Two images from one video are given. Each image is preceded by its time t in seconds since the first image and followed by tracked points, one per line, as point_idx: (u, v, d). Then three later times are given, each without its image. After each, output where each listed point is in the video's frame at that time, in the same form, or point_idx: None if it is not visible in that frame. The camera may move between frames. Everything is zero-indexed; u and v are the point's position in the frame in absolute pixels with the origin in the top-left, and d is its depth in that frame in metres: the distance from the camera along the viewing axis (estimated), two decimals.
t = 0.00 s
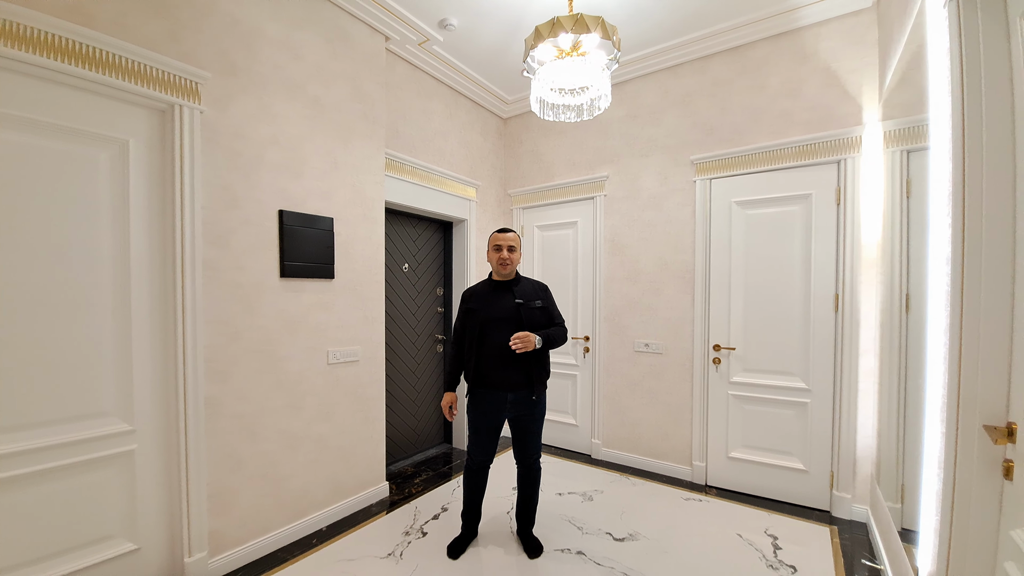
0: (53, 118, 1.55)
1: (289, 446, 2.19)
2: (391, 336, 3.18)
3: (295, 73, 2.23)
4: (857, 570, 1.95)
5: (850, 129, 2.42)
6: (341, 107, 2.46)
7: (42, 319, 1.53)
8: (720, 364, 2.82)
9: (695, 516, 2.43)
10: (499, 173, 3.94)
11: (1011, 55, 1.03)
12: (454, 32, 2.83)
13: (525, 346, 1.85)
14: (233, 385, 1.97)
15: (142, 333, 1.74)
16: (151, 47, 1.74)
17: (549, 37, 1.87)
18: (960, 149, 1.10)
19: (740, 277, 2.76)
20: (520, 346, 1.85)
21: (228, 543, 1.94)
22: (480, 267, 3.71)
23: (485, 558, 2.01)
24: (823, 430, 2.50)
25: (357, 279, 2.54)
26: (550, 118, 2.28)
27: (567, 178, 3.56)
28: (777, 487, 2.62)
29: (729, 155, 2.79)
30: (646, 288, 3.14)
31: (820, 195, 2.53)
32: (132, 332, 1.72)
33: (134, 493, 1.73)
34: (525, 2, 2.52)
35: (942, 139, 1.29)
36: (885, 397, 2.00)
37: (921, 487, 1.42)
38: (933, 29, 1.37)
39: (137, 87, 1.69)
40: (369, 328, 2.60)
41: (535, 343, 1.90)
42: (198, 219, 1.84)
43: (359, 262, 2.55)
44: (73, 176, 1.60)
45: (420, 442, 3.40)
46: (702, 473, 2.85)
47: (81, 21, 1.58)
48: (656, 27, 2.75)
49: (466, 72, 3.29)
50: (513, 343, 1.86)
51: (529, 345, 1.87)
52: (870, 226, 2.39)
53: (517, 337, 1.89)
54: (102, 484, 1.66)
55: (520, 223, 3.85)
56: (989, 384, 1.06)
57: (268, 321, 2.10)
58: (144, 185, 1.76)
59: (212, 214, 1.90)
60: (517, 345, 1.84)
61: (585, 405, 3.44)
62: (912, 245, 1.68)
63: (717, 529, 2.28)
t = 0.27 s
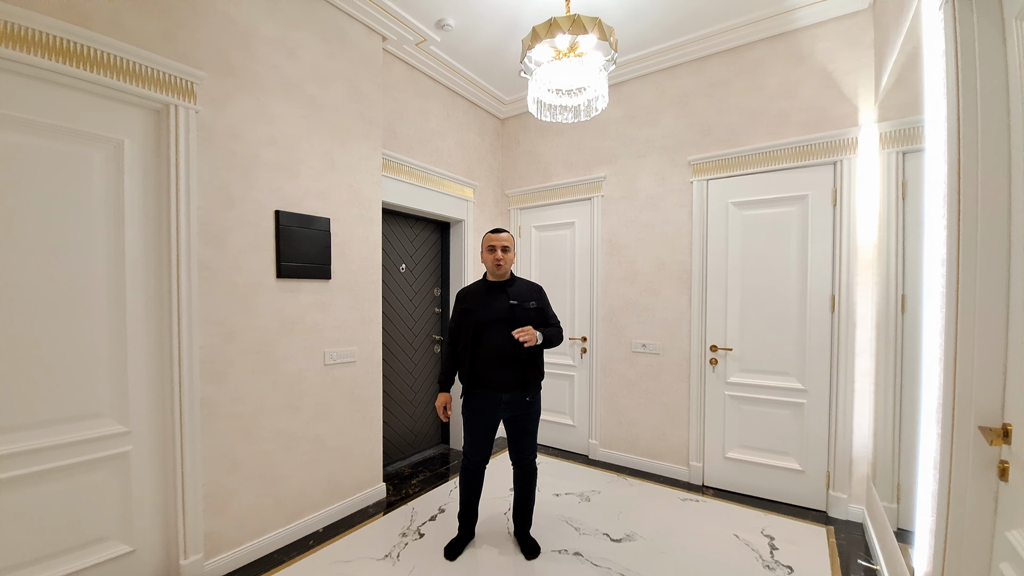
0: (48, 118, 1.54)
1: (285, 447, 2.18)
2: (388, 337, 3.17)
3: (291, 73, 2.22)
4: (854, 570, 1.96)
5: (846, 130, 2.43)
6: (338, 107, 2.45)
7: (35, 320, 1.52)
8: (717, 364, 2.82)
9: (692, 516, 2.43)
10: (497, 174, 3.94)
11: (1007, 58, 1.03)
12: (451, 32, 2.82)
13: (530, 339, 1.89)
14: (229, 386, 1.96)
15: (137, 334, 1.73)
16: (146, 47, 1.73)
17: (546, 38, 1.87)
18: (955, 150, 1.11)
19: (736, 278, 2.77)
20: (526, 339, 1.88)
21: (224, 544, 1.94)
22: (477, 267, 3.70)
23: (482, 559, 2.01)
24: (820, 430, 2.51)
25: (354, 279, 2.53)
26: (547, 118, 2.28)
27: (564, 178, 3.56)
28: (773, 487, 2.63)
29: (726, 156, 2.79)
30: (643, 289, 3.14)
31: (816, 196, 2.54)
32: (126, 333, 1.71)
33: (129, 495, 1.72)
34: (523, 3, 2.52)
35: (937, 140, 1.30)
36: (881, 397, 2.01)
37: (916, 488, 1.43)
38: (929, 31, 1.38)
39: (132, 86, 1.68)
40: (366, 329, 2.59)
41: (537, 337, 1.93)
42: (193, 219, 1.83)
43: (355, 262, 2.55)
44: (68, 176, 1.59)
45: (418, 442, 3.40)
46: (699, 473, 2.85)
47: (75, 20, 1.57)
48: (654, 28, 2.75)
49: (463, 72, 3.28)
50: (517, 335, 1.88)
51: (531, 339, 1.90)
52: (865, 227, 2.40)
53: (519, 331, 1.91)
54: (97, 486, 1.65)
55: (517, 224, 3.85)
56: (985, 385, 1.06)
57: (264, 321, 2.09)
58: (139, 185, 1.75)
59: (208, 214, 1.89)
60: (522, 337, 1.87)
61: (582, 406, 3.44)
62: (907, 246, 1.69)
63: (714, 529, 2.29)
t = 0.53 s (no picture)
0: (45, 118, 1.53)
1: (284, 448, 2.17)
2: (387, 337, 3.17)
3: (289, 72, 2.21)
4: (850, 569, 1.97)
5: (843, 131, 2.44)
6: (336, 107, 2.44)
7: (31, 321, 1.51)
8: (715, 364, 2.83)
9: (690, 516, 2.44)
10: (495, 174, 3.93)
11: (1004, 61, 1.04)
12: (450, 32, 2.82)
13: (528, 327, 1.90)
14: (226, 387, 1.95)
15: (134, 335, 1.72)
16: (144, 47, 1.72)
17: (545, 38, 1.88)
18: (952, 152, 1.12)
19: (734, 278, 2.78)
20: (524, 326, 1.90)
21: (221, 546, 1.93)
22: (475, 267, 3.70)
23: (481, 559, 2.01)
24: (817, 430, 2.52)
25: (353, 280, 2.53)
26: (546, 119, 2.26)
27: (562, 178, 3.56)
28: (770, 487, 2.64)
29: (724, 156, 2.80)
30: (641, 289, 3.15)
31: (814, 197, 2.55)
32: (123, 334, 1.70)
33: (126, 496, 1.71)
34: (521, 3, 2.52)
35: (934, 142, 1.30)
36: (877, 397, 2.03)
37: (911, 487, 1.44)
38: (927, 33, 1.39)
39: (128, 86, 1.67)
40: (364, 329, 2.59)
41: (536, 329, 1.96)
42: (190, 219, 1.82)
43: (354, 263, 2.54)
44: (65, 176, 1.58)
45: (416, 443, 3.40)
46: (697, 473, 2.86)
47: (72, 20, 1.56)
48: (652, 29, 2.76)
49: (462, 72, 3.28)
50: (517, 323, 1.91)
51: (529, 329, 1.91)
52: (862, 228, 2.41)
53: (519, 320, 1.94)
54: (94, 487, 1.64)
55: (516, 224, 3.85)
56: (981, 386, 1.07)
57: (262, 322, 2.08)
58: (136, 185, 1.74)
59: (205, 214, 1.88)
60: (521, 323, 1.89)
61: (580, 406, 3.44)
62: (904, 247, 1.70)
63: (712, 529, 2.29)
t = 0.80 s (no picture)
0: (43, 117, 1.52)
1: (283, 449, 2.17)
2: (386, 337, 3.17)
3: (289, 72, 2.21)
4: (850, 570, 1.97)
5: (842, 132, 2.45)
6: (335, 107, 2.44)
7: (29, 321, 1.50)
8: (715, 365, 2.84)
9: (689, 516, 2.44)
10: (495, 174, 3.93)
11: (1004, 63, 1.04)
12: (450, 32, 2.82)
13: (517, 357, 1.87)
14: (225, 387, 1.95)
15: (133, 335, 1.72)
16: (143, 46, 1.72)
17: (546, 39, 1.88)
18: (952, 154, 1.12)
19: (734, 279, 2.78)
20: (513, 358, 1.88)
21: (220, 547, 1.92)
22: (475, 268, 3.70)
23: (481, 560, 2.01)
24: (816, 431, 2.52)
25: (352, 280, 2.52)
26: (546, 120, 2.27)
27: (562, 179, 3.56)
28: (769, 487, 2.65)
29: (723, 157, 2.80)
30: (641, 289, 3.15)
31: (813, 198, 2.55)
32: (122, 335, 1.69)
33: (125, 497, 1.70)
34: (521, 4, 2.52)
35: (934, 144, 1.31)
36: (876, 398, 2.03)
37: (911, 489, 1.45)
38: (927, 34, 1.39)
39: (127, 85, 1.67)
40: (363, 329, 2.59)
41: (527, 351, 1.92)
42: (190, 219, 1.81)
43: (353, 263, 2.54)
44: (63, 176, 1.57)
45: (415, 443, 3.40)
46: (696, 473, 2.87)
47: (71, 19, 1.55)
48: (652, 29, 2.76)
49: (461, 72, 3.28)
50: (504, 355, 1.88)
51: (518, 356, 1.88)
52: (861, 229, 2.42)
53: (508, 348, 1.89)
54: (93, 488, 1.64)
55: (515, 224, 3.84)
56: (981, 387, 1.07)
57: (261, 322, 2.08)
58: (134, 185, 1.73)
59: (204, 214, 1.88)
60: (509, 357, 1.86)
61: (580, 406, 3.44)
62: (904, 248, 1.70)
63: (711, 529, 2.30)
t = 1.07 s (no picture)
0: (42, 117, 1.52)
1: (282, 449, 2.17)
2: (386, 338, 3.17)
3: (289, 72, 2.21)
4: (849, 569, 1.97)
5: (841, 133, 2.45)
6: (335, 107, 2.44)
7: (28, 322, 1.50)
8: (714, 365, 2.84)
9: (689, 516, 2.44)
10: (494, 174, 3.93)
11: (1003, 64, 1.04)
12: (449, 33, 2.82)
13: (518, 355, 1.86)
14: (225, 387, 1.95)
15: (133, 335, 1.72)
16: (142, 46, 1.72)
17: (546, 40, 1.88)
18: (951, 154, 1.12)
19: (733, 279, 2.78)
20: (513, 356, 1.86)
21: (220, 547, 1.92)
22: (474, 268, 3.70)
23: (481, 560, 2.01)
24: (815, 430, 2.53)
25: (351, 280, 2.52)
26: (546, 120, 2.27)
27: (561, 179, 3.56)
28: (769, 487, 2.65)
29: (722, 158, 2.81)
30: (640, 289, 3.15)
31: (812, 198, 2.56)
32: (122, 335, 1.69)
33: (125, 497, 1.70)
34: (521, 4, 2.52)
35: (933, 144, 1.31)
36: (875, 398, 2.03)
37: (911, 489, 1.45)
38: (925, 35, 1.39)
39: (127, 86, 1.67)
40: (363, 330, 2.58)
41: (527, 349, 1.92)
42: (189, 219, 1.81)
43: (353, 263, 2.54)
44: (63, 176, 1.57)
45: (415, 443, 3.40)
46: (696, 474, 2.87)
47: (70, 19, 1.55)
48: (652, 30, 2.76)
49: (461, 73, 3.28)
50: (505, 353, 1.87)
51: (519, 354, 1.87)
52: (861, 229, 2.42)
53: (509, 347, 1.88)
54: (92, 488, 1.63)
55: (515, 224, 3.84)
56: (980, 387, 1.07)
57: (261, 322, 2.08)
58: (134, 185, 1.73)
59: (204, 214, 1.88)
60: (510, 355, 1.85)
61: (579, 406, 3.44)
62: (903, 248, 1.71)
63: (711, 529, 2.30)
